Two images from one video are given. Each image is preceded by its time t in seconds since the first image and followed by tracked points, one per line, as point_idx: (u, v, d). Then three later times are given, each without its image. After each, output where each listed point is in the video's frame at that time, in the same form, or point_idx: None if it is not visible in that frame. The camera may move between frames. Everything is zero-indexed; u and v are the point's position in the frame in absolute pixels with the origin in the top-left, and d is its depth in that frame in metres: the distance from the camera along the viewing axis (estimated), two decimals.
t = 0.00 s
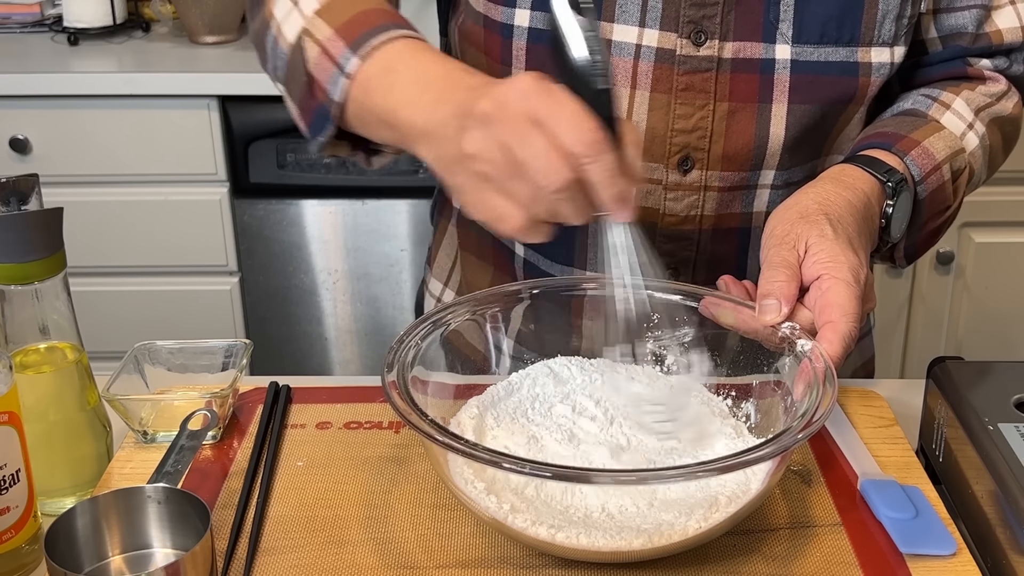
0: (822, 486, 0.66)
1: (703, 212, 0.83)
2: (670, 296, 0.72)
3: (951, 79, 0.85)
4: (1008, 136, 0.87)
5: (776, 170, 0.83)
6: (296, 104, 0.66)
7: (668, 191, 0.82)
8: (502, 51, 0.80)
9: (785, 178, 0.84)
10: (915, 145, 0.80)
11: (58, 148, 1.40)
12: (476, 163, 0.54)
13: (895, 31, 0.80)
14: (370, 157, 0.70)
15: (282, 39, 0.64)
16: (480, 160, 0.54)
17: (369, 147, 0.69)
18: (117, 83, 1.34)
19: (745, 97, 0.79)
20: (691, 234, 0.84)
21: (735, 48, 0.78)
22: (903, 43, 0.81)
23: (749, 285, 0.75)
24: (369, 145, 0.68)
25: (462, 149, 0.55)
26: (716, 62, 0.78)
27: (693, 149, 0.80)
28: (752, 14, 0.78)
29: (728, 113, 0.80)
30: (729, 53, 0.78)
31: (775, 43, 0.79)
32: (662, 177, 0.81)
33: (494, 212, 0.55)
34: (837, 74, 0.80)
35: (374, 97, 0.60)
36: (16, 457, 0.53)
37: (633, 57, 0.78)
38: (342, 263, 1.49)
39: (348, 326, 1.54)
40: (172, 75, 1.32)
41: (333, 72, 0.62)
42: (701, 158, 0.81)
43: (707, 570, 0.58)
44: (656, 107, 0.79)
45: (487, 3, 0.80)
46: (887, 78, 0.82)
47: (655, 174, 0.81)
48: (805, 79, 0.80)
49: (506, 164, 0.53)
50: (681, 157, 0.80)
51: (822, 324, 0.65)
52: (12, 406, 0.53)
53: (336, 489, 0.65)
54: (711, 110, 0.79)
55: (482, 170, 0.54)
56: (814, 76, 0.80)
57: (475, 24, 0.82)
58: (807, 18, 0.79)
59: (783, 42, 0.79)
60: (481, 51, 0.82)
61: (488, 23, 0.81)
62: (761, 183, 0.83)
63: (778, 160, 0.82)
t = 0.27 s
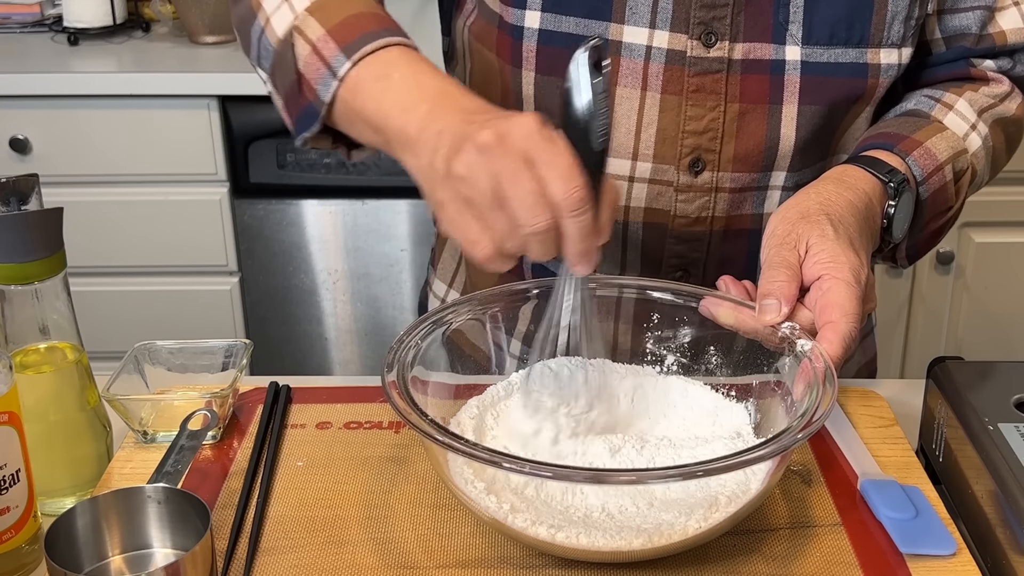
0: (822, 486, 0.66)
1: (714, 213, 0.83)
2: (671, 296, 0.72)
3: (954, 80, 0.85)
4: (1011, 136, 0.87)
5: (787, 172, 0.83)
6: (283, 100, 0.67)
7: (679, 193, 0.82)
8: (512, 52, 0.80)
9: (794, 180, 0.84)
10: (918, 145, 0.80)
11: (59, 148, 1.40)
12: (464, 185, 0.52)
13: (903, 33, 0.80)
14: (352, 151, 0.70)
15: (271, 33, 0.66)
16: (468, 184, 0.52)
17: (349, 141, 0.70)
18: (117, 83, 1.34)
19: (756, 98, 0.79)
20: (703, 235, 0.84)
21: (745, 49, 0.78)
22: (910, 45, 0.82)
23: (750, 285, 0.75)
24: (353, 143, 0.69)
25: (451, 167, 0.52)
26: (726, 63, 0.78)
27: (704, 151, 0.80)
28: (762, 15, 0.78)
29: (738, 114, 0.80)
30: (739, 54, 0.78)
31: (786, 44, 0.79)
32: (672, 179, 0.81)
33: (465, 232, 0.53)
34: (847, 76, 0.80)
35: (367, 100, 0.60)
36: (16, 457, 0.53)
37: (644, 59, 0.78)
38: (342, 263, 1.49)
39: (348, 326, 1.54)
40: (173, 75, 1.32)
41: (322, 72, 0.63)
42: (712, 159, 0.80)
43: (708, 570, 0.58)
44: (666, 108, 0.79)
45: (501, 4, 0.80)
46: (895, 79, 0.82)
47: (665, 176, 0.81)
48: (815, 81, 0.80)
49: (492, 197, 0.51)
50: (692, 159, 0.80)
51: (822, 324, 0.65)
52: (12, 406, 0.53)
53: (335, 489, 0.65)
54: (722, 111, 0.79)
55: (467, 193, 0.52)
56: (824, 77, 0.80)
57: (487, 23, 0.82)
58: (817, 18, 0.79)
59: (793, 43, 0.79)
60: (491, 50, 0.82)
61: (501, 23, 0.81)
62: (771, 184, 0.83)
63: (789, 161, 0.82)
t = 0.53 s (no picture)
0: (822, 486, 0.66)
1: (710, 216, 0.83)
2: (671, 296, 0.72)
3: (956, 78, 0.85)
4: (1014, 134, 0.87)
5: (783, 173, 0.83)
6: (318, 139, 0.69)
7: (675, 194, 0.82)
8: (507, 56, 0.80)
9: (792, 183, 0.84)
10: (920, 144, 0.80)
11: (58, 148, 1.40)
12: (507, 240, 0.55)
13: (903, 32, 0.80)
14: (388, 188, 0.73)
15: (305, 71, 0.68)
16: (509, 238, 0.54)
17: (386, 178, 0.72)
18: (116, 83, 1.34)
19: (752, 101, 0.79)
20: (699, 237, 0.84)
21: (742, 52, 0.78)
22: (910, 44, 0.81)
23: (750, 285, 0.75)
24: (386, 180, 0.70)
25: (490, 226, 0.55)
26: (724, 66, 0.78)
27: (700, 153, 0.80)
28: (758, 17, 0.77)
29: (735, 117, 0.80)
30: (736, 57, 0.78)
31: (783, 46, 0.79)
32: (669, 181, 0.82)
33: (524, 285, 0.56)
34: (845, 77, 0.80)
35: (401, 146, 0.61)
36: (16, 457, 0.53)
37: (640, 61, 0.78)
38: (342, 263, 1.49)
39: (348, 326, 1.54)
40: (172, 75, 1.32)
41: (355, 114, 0.64)
42: (708, 161, 0.81)
43: (708, 570, 0.58)
44: (663, 110, 0.79)
45: (491, 8, 0.80)
46: (895, 79, 0.82)
47: (661, 178, 0.81)
48: (813, 82, 0.80)
49: (538, 242, 0.53)
50: (688, 161, 0.81)
51: (822, 324, 0.65)
52: (12, 406, 0.53)
53: (335, 489, 0.65)
54: (718, 114, 0.79)
55: (511, 245, 0.55)
56: (823, 78, 0.80)
57: (478, 30, 0.82)
58: (815, 19, 0.78)
59: (792, 44, 0.79)
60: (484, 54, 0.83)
61: (491, 29, 0.81)
62: (769, 186, 0.83)
63: (786, 163, 0.82)
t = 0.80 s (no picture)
0: (822, 486, 0.66)
1: (708, 217, 0.83)
2: (671, 296, 0.72)
3: (954, 80, 0.85)
4: (1012, 135, 0.87)
5: (781, 175, 0.83)
6: (265, 124, 0.63)
7: (673, 196, 0.82)
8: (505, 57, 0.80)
9: (790, 184, 0.84)
10: (917, 146, 0.80)
11: (58, 148, 1.40)
12: (406, 243, 0.51)
13: (900, 34, 0.80)
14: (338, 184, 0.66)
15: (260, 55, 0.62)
16: (409, 242, 0.50)
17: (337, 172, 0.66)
18: (116, 83, 1.34)
19: (750, 101, 0.79)
20: (697, 238, 0.84)
21: (739, 53, 0.78)
22: (908, 46, 0.81)
23: (750, 285, 0.75)
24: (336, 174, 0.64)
25: (394, 226, 0.51)
26: (721, 67, 0.78)
27: (698, 154, 0.80)
28: (755, 19, 0.78)
29: (733, 117, 0.80)
30: (733, 58, 0.78)
31: (780, 47, 0.79)
32: (666, 183, 0.81)
33: (418, 291, 0.52)
34: (843, 78, 0.80)
35: (336, 137, 0.57)
36: (16, 457, 0.53)
37: (638, 63, 0.78)
38: (342, 264, 1.49)
39: (348, 326, 1.54)
40: (172, 75, 1.32)
41: (299, 101, 0.59)
42: (706, 163, 0.81)
43: (708, 570, 0.58)
44: (661, 112, 0.79)
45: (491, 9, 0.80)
46: (893, 81, 0.82)
47: (659, 179, 0.81)
48: (811, 83, 0.80)
49: (439, 251, 0.49)
50: (686, 162, 0.80)
51: (822, 325, 0.65)
52: (12, 406, 0.53)
53: (335, 489, 0.65)
54: (716, 115, 0.79)
55: (409, 249, 0.51)
56: (820, 80, 0.80)
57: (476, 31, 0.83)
58: (812, 21, 0.79)
59: (788, 46, 0.79)
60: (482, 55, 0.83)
61: (491, 29, 0.81)
62: (765, 188, 0.83)
63: (784, 164, 0.82)
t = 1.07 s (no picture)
0: (822, 486, 0.66)
1: (712, 218, 0.83)
2: (670, 296, 0.72)
3: (951, 78, 0.85)
4: (1009, 133, 0.87)
5: (784, 174, 0.83)
6: (254, 110, 0.66)
7: (677, 198, 0.82)
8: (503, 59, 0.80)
9: (793, 183, 0.84)
10: (915, 144, 0.80)
11: (58, 149, 1.40)
12: (412, 233, 0.52)
13: (898, 34, 0.81)
14: (325, 164, 0.69)
15: (244, 41, 0.66)
16: (416, 232, 0.51)
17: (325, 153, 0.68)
18: (117, 83, 1.34)
19: (751, 101, 0.79)
20: (701, 239, 0.84)
21: (739, 53, 0.78)
22: (907, 45, 0.82)
23: (750, 285, 0.75)
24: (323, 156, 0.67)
25: (398, 217, 0.52)
26: (722, 68, 0.78)
27: (700, 155, 0.80)
28: (755, 18, 0.78)
29: (734, 118, 0.80)
30: (734, 58, 0.78)
31: (780, 47, 0.79)
32: (670, 184, 0.81)
33: (424, 278, 0.53)
34: (841, 78, 0.80)
35: (327, 120, 0.58)
36: (16, 457, 0.53)
37: (639, 65, 0.78)
38: (342, 264, 1.49)
39: (348, 326, 1.54)
40: (172, 75, 1.32)
41: (287, 82, 0.61)
42: (709, 163, 0.81)
43: (708, 570, 0.58)
44: (662, 114, 0.79)
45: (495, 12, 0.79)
46: (891, 80, 0.83)
47: (663, 181, 0.81)
48: (810, 82, 0.80)
49: (443, 240, 0.50)
50: (688, 163, 0.80)
51: (822, 324, 0.65)
52: (12, 406, 0.53)
53: (335, 489, 0.65)
54: (718, 116, 0.79)
55: (415, 239, 0.52)
56: (819, 80, 0.80)
57: (482, 32, 0.81)
58: (811, 21, 0.79)
59: (788, 45, 0.79)
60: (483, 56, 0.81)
61: (494, 31, 0.80)
62: (769, 187, 0.83)
63: (787, 164, 0.82)
